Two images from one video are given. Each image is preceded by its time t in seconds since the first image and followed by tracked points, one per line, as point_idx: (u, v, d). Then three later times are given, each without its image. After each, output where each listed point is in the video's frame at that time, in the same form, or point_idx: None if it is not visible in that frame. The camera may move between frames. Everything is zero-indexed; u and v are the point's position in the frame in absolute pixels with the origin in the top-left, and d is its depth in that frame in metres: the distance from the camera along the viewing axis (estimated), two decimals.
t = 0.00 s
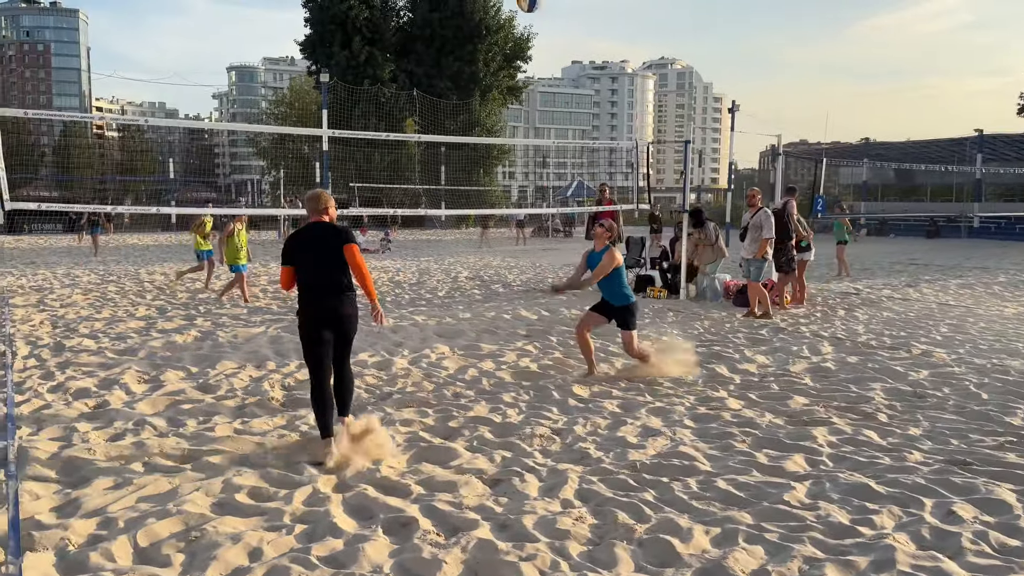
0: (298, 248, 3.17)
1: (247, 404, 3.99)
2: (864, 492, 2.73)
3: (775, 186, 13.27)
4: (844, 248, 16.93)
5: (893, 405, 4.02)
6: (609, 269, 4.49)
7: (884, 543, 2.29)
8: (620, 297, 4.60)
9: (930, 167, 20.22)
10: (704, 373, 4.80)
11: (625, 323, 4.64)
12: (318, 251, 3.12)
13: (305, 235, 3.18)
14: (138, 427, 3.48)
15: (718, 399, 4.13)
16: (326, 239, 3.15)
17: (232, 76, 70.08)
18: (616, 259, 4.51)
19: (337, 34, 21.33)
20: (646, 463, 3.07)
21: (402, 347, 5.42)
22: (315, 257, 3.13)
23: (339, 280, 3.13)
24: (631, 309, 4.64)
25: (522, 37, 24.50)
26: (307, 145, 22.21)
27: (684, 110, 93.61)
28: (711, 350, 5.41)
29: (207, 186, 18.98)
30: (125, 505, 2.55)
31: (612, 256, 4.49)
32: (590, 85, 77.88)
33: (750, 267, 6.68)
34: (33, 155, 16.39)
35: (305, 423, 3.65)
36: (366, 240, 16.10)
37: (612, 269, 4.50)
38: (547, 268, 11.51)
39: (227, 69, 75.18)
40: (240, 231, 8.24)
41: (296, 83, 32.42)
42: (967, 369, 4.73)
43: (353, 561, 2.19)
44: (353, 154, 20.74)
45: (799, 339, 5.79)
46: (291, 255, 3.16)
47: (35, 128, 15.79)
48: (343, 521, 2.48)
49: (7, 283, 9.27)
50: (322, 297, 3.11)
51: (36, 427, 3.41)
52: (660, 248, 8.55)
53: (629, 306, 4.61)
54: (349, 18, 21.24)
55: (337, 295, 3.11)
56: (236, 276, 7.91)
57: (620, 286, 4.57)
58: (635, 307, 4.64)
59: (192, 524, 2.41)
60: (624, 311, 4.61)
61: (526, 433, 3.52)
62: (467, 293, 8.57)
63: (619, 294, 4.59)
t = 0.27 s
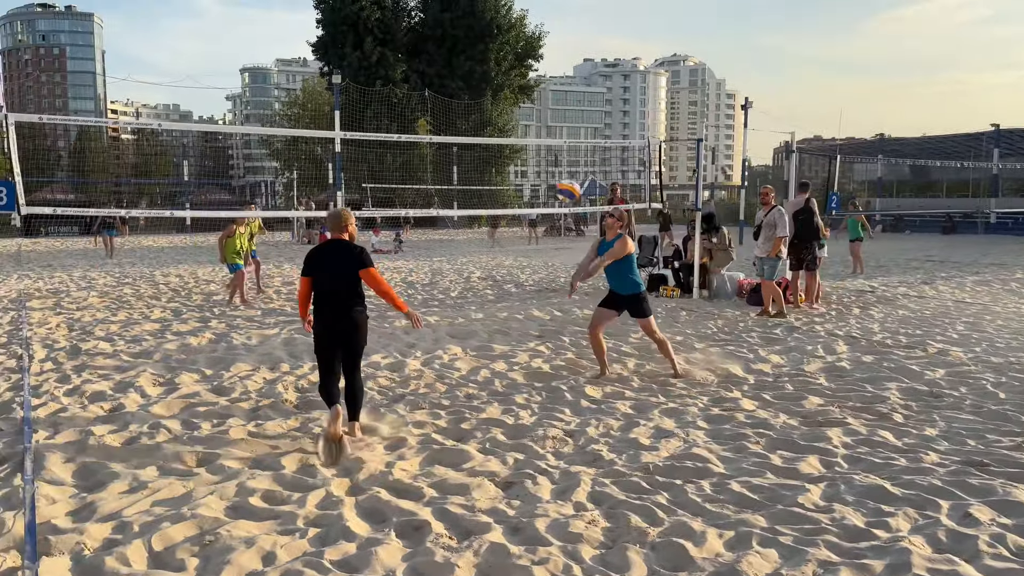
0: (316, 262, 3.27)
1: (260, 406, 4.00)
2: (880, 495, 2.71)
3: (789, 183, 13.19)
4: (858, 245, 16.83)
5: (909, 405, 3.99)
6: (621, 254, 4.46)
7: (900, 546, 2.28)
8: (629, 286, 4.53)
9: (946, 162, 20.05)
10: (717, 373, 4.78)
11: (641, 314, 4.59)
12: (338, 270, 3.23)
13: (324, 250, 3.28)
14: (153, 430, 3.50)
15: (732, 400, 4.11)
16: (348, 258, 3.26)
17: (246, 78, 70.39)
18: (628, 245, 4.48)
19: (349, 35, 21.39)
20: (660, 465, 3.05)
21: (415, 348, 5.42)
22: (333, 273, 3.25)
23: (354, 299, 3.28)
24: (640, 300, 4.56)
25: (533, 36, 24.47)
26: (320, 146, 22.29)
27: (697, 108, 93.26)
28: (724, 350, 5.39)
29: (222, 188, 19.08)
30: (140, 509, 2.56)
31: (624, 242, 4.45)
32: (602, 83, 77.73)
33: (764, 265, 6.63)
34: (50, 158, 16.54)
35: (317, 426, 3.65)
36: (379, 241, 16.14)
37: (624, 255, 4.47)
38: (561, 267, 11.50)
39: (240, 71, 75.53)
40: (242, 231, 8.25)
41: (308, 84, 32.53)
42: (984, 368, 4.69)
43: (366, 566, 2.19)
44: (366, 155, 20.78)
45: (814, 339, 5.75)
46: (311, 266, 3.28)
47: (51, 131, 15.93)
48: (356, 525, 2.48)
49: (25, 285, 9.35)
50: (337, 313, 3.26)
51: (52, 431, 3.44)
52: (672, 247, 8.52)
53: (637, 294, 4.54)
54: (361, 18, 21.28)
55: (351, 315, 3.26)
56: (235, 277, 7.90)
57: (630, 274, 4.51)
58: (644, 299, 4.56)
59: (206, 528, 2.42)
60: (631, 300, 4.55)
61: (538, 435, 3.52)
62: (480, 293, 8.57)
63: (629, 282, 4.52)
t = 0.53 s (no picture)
0: (317, 241, 3.65)
1: (274, 405, 4.01)
2: (895, 491, 2.69)
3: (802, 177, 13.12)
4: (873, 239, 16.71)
5: (925, 401, 3.96)
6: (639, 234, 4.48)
7: (917, 543, 2.26)
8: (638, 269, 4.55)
9: (961, 155, 19.88)
10: (731, 369, 4.76)
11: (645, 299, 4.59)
12: (341, 249, 3.60)
13: (325, 231, 3.65)
14: (168, 429, 3.52)
15: (746, 397, 4.09)
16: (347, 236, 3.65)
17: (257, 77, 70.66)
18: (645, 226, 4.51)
19: (360, 34, 21.43)
20: (674, 463, 3.04)
21: (427, 347, 5.43)
22: (337, 252, 3.62)
23: (355, 275, 3.66)
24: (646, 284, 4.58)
25: (544, 32, 24.42)
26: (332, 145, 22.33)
27: (709, 103, 92.86)
28: (738, 346, 5.36)
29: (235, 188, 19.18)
30: (156, 508, 2.58)
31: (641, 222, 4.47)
32: (613, 79, 77.49)
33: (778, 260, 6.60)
34: (65, 160, 16.66)
35: (331, 424, 3.66)
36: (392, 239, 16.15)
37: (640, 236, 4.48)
38: (573, 264, 11.48)
39: (252, 71, 75.82)
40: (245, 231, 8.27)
41: (320, 84, 32.62)
42: (1001, 363, 4.65)
43: (379, 564, 2.20)
44: (378, 154, 20.81)
45: (828, 334, 5.72)
46: (314, 247, 3.64)
47: (66, 133, 16.04)
48: (370, 523, 2.49)
49: (42, 287, 9.43)
50: (340, 289, 3.63)
51: (68, 431, 3.46)
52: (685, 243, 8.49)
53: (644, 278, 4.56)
54: (372, 17, 21.29)
55: (353, 289, 3.63)
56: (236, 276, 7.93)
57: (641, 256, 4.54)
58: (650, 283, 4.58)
59: (221, 527, 2.43)
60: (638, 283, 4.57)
61: (551, 432, 3.51)
62: (492, 291, 8.57)
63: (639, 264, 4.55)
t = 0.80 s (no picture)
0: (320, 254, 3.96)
1: (287, 401, 4.02)
2: (911, 486, 2.67)
3: (816, 172, 13.03)
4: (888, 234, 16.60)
5: (940, 395, 3.92)
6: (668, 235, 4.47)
7: (933, 539, 2.24)
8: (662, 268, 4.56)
9: (977, 149, 19.69)
10: (744, 365, 4.73)
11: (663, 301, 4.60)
12: (334, 257, 3.88)
13: (327, 244, 3.95)
14: (184, 425, 3.54)
15: (760, 392, 4.07)
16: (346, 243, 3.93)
17: (270, 76, 70.91)
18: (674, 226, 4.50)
19: (372, 33, 21.45)
20: (687, 459, 3.03)
21: (440, 343, 5.44)
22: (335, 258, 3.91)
23: (352, 281, 3.93)
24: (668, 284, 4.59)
25: (555, 28, 24.37)
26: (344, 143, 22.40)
27: (722, 98, 92.44)
28: (752, 342, 5.33)
29: (248, 187, 19.28)
30: (170, 505, 2.59)
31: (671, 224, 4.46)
32: (625, 75, 77.19)
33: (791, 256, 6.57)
34: (80, 160, 16.78)
35: (344, 421, 3.66)
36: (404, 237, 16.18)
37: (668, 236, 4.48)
38: (585, 260, 11.46)
39: (265, 70, 76.14)
40: (248, 232, 8.36)
41: (332, 82, 32.71)
42: (1018, 357, 4.61)
43: (392, 560, 2.20)
44: (390, 152, 20.84)
45: (842, 329, 5.68)
46: (316, 256, 3.95)
47: (81, 132, 16.14)
48: (382, 519, 2.49)
49: (58, 285, 9.50)
50: (338, 295, 3.93)
51: (84, 428, 3.49)
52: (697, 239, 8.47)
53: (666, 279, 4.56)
54: (383, 15, 21.31)
55: (348, 295, 3.91)
56: (233, 276, 8.06)
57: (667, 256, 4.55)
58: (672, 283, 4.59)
59: (235, 523, 2.44)
60: (659, 283, 4.58)
61: (563, 428, 3.51)
62: (504, 288, 8.56)
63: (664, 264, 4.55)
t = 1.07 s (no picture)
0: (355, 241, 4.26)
1: (296, 400, 4.01)
2: (928, 486, 2.63)
3: (829, 168, 12.93)
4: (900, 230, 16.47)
5: (956, 394, 3.87)
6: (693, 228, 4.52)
7: (952, 540, 2.20)
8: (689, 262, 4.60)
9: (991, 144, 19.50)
10: (757, 363, 4.69)
11: (691, 295, 4.63)
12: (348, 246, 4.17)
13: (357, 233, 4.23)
14: (193, 424, 3.52)
15: (773, 390, 4.03)
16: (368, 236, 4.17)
17: (280, 74, 71.04)
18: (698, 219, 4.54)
19: (381, 30, 21.45)
20: (700, 458, 2.99)
21: (450, 341, 5.41)
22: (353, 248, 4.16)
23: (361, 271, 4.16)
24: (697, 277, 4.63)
25: (564, 25, 24.29)
26: (354, 141, 22.41)
27: (732, 94, 92.01)
28: (765, 339, 5.28)
29: (259, 185, 19.32)
30: (178, 504, 2.57)
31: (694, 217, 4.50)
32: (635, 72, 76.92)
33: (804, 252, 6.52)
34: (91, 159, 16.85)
35: (353, 420, 3.64)
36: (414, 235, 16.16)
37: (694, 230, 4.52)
38: (595, 257, 11.42)
39: (275, 69, 76.34)
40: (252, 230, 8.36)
41: (342, 80, 32.73)
42: None
43: (402, 560, 2.17)
44: (399, 149, 20.82)
45: (856, 327, 5.63)
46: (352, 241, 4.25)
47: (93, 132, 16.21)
48: (392, 518, 2.47)
49: (69, 284, 9.53)
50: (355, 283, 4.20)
51: (93, 426, 3.48)
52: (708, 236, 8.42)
53: (694, 272, 4.61)
54: (392, 12, 21.29)
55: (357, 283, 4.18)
56: (236, 274, 8.10)
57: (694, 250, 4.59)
58: (700, 276, 4.63)
59: (243, 522, 2.42)
60: (687, 278, 4.61)
61: (574, 427, 3.48)
62: (515, 285, 8.53)
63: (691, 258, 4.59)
